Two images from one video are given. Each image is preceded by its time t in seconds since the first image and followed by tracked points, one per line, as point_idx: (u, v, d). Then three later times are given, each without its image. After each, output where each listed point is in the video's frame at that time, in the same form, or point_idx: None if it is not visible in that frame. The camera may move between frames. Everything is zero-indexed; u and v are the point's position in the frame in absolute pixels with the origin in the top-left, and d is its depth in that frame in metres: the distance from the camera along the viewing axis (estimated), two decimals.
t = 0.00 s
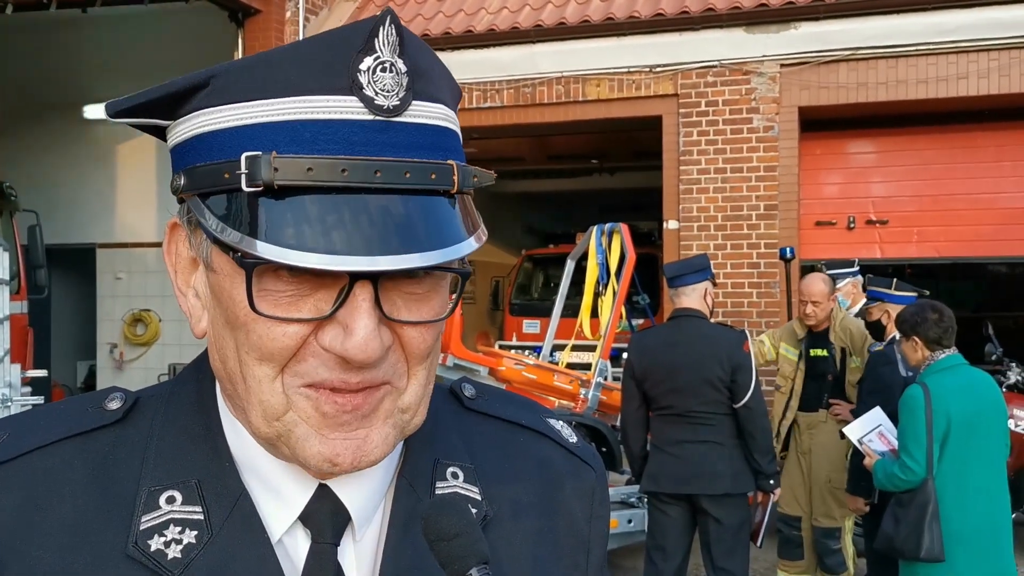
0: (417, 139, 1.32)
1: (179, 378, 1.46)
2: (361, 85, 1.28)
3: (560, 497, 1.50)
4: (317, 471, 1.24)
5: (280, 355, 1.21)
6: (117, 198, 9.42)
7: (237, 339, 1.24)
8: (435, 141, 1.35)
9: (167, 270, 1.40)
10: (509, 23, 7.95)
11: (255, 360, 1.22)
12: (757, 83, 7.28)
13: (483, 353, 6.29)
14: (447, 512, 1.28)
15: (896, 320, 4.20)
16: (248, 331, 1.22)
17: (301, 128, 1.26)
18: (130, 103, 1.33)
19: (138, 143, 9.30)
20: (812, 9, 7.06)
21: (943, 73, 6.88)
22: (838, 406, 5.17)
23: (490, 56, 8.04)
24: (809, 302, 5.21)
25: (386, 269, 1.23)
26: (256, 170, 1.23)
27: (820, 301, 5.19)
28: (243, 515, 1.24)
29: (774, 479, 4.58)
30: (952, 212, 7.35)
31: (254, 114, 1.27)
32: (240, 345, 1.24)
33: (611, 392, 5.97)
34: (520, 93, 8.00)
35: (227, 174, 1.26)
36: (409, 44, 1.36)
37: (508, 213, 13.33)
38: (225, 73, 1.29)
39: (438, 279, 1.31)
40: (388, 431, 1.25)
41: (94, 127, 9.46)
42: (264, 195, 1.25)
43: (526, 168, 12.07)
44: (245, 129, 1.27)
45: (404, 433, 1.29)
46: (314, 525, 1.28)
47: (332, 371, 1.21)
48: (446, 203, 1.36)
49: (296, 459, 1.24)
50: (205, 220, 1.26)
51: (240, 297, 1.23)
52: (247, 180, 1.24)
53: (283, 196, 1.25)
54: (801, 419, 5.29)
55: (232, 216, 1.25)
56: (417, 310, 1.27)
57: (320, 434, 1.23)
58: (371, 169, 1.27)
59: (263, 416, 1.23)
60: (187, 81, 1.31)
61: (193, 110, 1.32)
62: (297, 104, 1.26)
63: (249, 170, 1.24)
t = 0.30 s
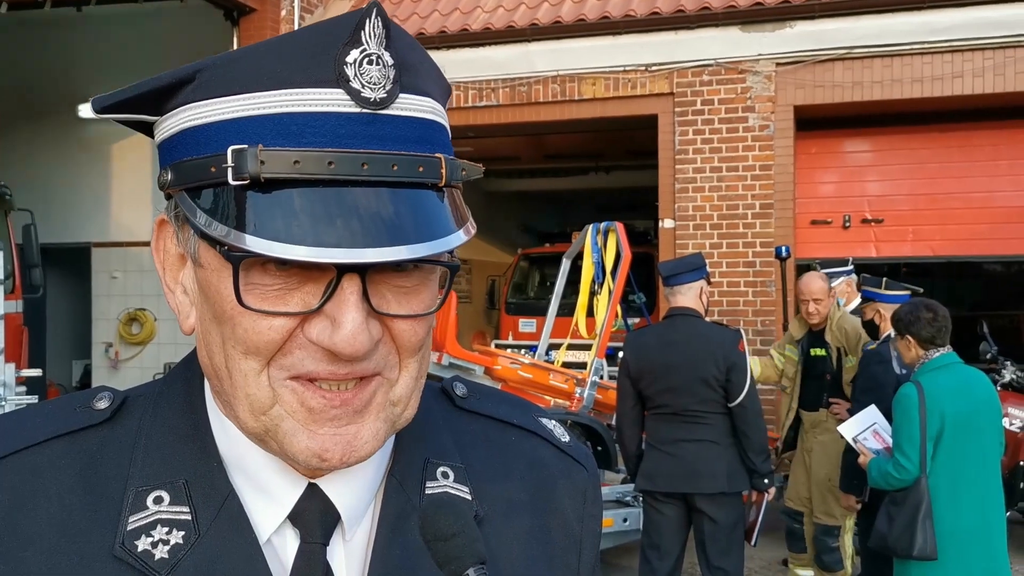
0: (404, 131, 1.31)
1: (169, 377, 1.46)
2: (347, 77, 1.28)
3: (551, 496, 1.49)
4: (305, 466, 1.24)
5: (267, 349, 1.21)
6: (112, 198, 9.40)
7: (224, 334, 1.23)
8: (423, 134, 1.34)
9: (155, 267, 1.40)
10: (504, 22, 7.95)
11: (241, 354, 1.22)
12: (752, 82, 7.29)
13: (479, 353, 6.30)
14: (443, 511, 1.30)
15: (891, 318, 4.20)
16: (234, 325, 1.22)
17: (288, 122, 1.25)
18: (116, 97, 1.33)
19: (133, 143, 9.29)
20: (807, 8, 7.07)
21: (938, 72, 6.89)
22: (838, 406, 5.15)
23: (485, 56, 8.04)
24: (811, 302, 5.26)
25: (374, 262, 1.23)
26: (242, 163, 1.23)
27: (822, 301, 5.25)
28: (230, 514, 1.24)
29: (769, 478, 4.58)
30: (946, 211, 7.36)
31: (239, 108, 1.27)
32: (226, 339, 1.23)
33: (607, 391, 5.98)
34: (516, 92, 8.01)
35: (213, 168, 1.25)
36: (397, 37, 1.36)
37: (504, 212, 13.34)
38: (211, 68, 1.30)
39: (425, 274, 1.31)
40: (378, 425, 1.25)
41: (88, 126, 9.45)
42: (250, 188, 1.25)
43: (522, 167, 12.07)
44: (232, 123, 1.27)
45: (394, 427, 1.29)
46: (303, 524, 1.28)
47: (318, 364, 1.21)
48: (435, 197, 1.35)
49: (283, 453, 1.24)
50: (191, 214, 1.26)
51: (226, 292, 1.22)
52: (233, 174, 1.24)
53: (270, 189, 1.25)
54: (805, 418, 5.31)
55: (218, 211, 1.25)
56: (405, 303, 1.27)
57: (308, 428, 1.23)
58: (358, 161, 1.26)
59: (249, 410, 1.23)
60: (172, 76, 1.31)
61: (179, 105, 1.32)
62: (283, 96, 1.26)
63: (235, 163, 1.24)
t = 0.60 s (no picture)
0: (397, 113, 1.33)
1: (164, 377, 1.46)
2: (339, 63, 1.29)
3: (550, 494, 1.49)
4: (334, 455, 1.23)
5: (287, 342, 1.20)
6: (110, 198, 9.42)
7: (239, 333, 1.22)
8: (411, 114, 1.36)
9: (138, 283, 1.38)
10: (504, 21, 7.94)
11: (260, 352, 1.21)
12: (751, 82, 7.28)
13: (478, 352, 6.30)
14: (448, 510, 1.37)
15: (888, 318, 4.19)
16: (251, 323, 1.20)
17: (286, 112, 1.26)
18: (99, 107, 1.32)
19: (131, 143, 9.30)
20: (806, 8, 7.06)
21: (937, 72, 6.89)
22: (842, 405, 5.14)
23: (484, 56, 8.03)
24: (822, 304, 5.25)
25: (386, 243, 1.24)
26: (246, 158, 1.23)
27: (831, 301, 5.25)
28: (226, 516, 1.24)
29: (767, 477, 4.59)
30: (945, 211, 7.37)
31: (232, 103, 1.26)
32: (240, 338, 1.22)
33: (605, 391, 5.98)
34: (515, 92, 8.00)
35: (212, 167, 1.24)
36: (376, 19, 1.38)
37: (503, 212, 13.34)
38: (195, 67, 1.29)
39: (426, 251, 1.33)
40: (398, 406, 1.25)
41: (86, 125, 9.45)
42: (256, 182, 1.24)
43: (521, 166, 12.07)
44: (227, 120, 1.26)
45: (410, 405, 1.30)
46: (301, 525, 1.29)
47: (340, 350, 1.21)
48: (430, 175, 1.37)
49: (311, 446, 1.23)
50: (191, 215, 1.24)
51: (239, 291, 1.21)
52: (238, 169, 1.23)
53: (278, 181, 1.25)
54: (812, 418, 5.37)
55: (220, 209, 1.24)
56: (413, 282, 1.28)
57: (333, 416, 1.22)
58: (360, 144, 1.27)
59: (271, 407, 1.22)
60: (156, 79, 1.30)
61: (163, 107, 1.30)
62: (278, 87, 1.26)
63: (239, 159, 1.23)
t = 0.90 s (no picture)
0: (412, 105, 1.35)
1: (163, 378, 1.46)
2: (360, 56, 1.30)
3: (551, 493, 1.49)
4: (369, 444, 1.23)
5: (319, 336, 1.20)
6: (110, 198, 9.43)
7: (268, 329, 1.22)
8: (422, 106, 1.38)
9: (143, 288, 1.37)
10: (504, 21, 7.94)
11: (292, 346, 1.20)
12: (751, 82, 7.29)
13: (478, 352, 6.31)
14: (442, 511, 1.37)
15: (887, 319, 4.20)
16: (282, 318, 1.20)
17: (311, 105, 1.26)
18: (113, 105, 1.31)
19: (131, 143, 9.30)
20: (806, 8, 7.06)
21: (936, 72, 6.89)
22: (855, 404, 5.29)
23: (485, 55, 8.03)
24: (837, 303, 5.26)
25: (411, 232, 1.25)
26: (277, 151, 1.23)
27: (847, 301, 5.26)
28: (227, 516, 1.25)
29: (765, 477, 4.59)
30: (945, 211, 7.37)
31: (258, 98, 1.26)
32: (268, 335, 1.22)
33: (605, 391, 5.99)
34: (515, 92, 8.00)
35: (239, 162, 1.24)
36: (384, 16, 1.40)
37: (502, 211, 13.35)
38: (214, 65, 1.28)
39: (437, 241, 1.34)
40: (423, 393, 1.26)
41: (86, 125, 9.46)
42: (286, 177, 1.24)
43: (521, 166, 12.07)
44: (251, 114, 1.26)
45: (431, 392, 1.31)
46: (304, 523, 1.29)
47: (371, 340, 1.21)
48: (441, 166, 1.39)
49: (344, 438, 1.23)
50: (217, 213, 1.23)
51: (269, 287, 1.21)
52: (269, 164, 1.23)
53: (309, 174, 1.25)
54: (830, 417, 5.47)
55: (245, 204, 1.23)
56: (429, 272, 1.29)
57: (364, 406, 1.22)
58: (385, 136, 1.29)
59: (302, 402, 1.21)
60: (173, 76, 1.29)
61: (181, 105, 1.29)
62: (303, 81, 1.26)
63: (268, 153, 1.24)
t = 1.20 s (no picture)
0: (413, 103, 1.36)
1: (160, 377, 1.46)
2: (364, 53, 1.31)
3: (549, 492, 1.48)
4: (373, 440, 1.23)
5: (321, 333, 1.20)
6: (110, 198, 9.42)
7: (271, 327, 1.21)
8: (423, 103, 1.39)
9: (142, 285, 1.37)
10: (504, 21, 7.94)
11: (295, 344, 1.20)
12: (751, 82, 7.28)
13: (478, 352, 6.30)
14: (448, 505, 1.36)
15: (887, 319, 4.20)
16: (286, 315, 1.20)
17: (316, 102, 1.26)
18: (115, 102, 1.30)
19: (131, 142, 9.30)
20: (806, 8, 7.06)
21: (936, 73, 6.89)
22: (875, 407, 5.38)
23: (485, 55, 8.03)
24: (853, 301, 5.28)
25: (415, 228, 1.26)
26: (283, 148, 1.23)
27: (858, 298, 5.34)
28: (225, 515, 1.25)
29: (765, 477, 4.59)
30: (945, 211, 7.37)
31: (263, 95, 1.26)
32: (271, 333, 1.21)
33: (605, 391, 5.98)
34: (515, 91, 8.00)
35: (245, 159, 1.24)
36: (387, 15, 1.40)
37: (502, 211, 13.34)
38: (218, 61, 1.27)
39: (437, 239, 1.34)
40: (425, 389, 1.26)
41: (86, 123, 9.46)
42: (292, 174, 1.24)
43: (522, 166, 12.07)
44: (257, 111, 1.26)
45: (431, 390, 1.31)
46: (301, 522, 1.29)
47: (373, 338, 1.21)
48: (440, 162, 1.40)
49: (346, 435, 1.22)
50: (221, 210, 1.23)
51: (270, 285, 1.21)
52: (275, 161, 1.23)
53: (314, 171, 1.25)
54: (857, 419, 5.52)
55: (248, 201, 1.23)
56: (429, 270, 1.29)
57: (367, 403, 1.22)
58: (389, 132, 1.29)
59: (305, 399, 1.21)
60: (177, 72, 1.28)
61: (185, 102, 1.28)
62: (309, 78, 1.26)
63: (274, 149, 1.23)
